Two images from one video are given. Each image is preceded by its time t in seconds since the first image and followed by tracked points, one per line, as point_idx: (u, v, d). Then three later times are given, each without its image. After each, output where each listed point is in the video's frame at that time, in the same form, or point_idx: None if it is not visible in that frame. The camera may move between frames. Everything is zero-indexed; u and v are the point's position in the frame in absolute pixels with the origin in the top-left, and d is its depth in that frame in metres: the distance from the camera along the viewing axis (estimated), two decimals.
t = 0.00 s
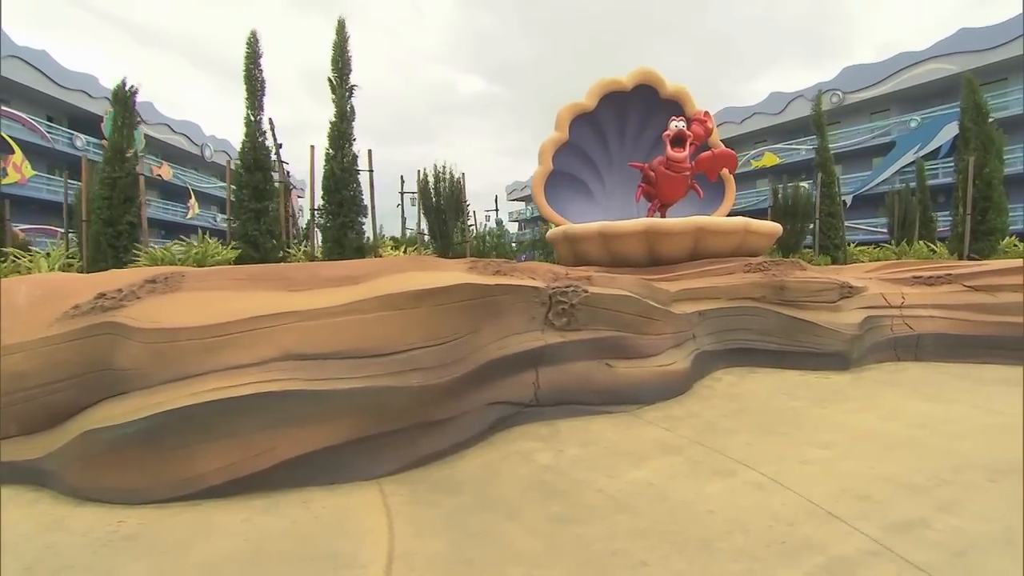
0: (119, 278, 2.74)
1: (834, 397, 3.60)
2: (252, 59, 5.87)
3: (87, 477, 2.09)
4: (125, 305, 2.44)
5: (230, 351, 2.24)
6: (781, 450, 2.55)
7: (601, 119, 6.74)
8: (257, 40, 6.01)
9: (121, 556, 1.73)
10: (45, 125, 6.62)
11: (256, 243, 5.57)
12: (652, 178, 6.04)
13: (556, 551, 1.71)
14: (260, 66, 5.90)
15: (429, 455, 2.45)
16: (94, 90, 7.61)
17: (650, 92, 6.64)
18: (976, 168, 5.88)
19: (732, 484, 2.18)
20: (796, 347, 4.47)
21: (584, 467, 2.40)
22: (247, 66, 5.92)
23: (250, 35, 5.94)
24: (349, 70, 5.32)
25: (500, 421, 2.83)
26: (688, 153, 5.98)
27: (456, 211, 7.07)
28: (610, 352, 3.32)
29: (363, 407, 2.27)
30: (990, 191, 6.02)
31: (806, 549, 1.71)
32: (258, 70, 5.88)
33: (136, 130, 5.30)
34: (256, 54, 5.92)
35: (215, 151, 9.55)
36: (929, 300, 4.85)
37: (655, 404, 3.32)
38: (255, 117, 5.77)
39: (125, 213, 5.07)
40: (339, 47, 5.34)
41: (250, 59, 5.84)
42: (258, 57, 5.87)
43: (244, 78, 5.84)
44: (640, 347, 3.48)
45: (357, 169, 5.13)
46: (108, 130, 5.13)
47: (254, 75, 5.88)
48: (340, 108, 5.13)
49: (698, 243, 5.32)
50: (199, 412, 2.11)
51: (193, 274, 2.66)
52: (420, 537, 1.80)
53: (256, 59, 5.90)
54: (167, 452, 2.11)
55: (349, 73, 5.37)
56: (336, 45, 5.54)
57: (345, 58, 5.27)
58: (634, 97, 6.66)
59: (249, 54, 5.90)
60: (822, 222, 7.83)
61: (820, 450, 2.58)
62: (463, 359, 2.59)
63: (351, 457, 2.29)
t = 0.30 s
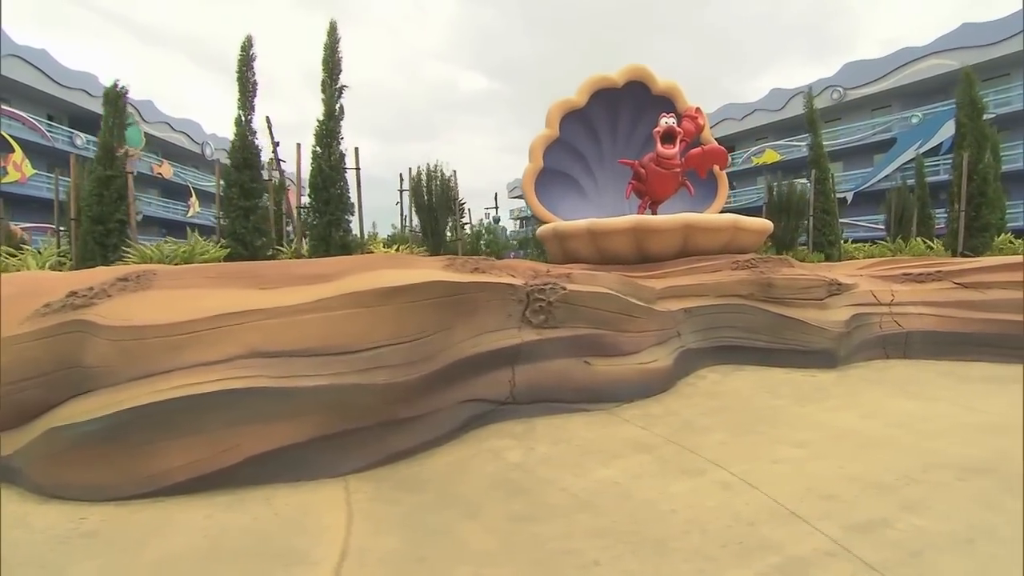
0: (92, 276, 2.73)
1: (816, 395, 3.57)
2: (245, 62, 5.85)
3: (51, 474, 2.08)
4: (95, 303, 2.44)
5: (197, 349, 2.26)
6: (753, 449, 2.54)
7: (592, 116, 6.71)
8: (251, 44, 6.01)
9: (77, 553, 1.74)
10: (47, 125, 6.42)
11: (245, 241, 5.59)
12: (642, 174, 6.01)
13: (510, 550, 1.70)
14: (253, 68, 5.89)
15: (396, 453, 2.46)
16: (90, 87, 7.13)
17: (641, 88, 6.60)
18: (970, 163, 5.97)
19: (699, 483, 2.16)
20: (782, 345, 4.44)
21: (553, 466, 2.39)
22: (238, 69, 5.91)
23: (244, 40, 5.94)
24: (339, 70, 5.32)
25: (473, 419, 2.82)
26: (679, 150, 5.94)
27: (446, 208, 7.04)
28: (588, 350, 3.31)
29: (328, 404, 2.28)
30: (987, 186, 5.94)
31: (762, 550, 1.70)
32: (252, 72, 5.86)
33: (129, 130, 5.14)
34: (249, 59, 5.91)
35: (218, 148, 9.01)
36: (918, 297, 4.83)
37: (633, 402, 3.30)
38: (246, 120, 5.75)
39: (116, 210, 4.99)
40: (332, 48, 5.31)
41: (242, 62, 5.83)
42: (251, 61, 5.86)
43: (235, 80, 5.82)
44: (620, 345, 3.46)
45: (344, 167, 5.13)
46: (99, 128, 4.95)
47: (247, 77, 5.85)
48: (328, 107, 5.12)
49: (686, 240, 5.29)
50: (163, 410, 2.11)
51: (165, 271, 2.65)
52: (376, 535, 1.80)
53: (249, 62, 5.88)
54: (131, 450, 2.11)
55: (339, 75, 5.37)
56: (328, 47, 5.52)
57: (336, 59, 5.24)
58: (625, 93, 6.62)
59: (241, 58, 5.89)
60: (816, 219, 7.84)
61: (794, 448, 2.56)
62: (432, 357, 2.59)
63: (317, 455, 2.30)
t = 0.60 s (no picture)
0: (67, 276, 2.74)
1: (798, 397, 3.54)
2: (240, 68, 5.86)
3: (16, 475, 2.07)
4: (65, 305, 2.45)
5: (164, 349, 2.25)
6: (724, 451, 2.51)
7: (584, 117, 6.70)
8: (248, 51, 5.97)
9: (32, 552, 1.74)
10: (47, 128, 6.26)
11: (235, 242, 5.60)
12: (632, 176, 6.00)
13: (462, 552, 1.69)
14: (248, 73, 5.89)
15: (365, 453, 2.45)
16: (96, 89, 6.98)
17: (633, 89, 6.59)
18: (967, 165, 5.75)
19: (663, 486, 2.14)
20: (768, 347, 4.42)
21: (521, 468, 2.38)
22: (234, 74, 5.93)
23: (241, 47, 5.94)
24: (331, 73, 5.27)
25: (447, 420, 2.81)
26: (669, 151, 5.92)
27: (437, 210, 7.06)
28: (566, 351, 3.30)
29: (294, 404, 2.29)
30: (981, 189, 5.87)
31: (715, 554, 1.68)
32: (246, 76, 5.87)
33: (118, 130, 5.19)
34: (244, 65, 5.92)
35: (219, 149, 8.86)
36: (908, 299, 4.81)
37: (611, 403, 3.29)
38: (238, 126, 5.75)
39: (104, 212, 5.05)
40: (325, 54, 5.31)
41: (238, 69, 5.84)
42: (247, 67, 5.86)
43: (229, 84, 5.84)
44: (599, 346, 3.45)
45: (332, 169, 5.14)
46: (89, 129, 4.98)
47: (241, 81, 5.87)
48: (318, 110, 5.13)
49: (675, 241, 5.27)
50: (129, 409, 2.10)
51: (138, 273, 2.66)
52: (331, 536, 1.80)
53: (244, 68, 5.88)
54: (96, 449, 2.10)
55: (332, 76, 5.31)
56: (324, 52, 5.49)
57: (330, 62, 5.20)
58: (617, 94, 6.61)
59: (238, 64, 5.91)
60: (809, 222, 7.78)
61: (765, 451, 2.54)
62: (402, 358, 2.59)
63: (285, 455, 2.30)
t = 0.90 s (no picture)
0: (40, 277, 2.75)
1: (779, 398, 3.51)
2: (230, 68, 5.90)
3: None
4: (34, 306, 2.45)
5: (129, 349, 2.25)
6: (693, 453, 2.50)
7: (574, 117, 6.68)
8: (239, 49, 6.04)
9: None
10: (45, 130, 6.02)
11: (224, 243, 5.62)
12: (621, 176, 5.98)
13: (411, 553, 1.69)
14: (238, 73, 5.93)
15: (331, 454, 2.45)
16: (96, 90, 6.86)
17: (623, 89, 6.57)
18: (959, 163, 5.80)
19: (624, 488, 2.13)
20: (754, 347, 4.37)
21: (486, 469, 2.37)
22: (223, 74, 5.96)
23: (231, 46, 5.99)
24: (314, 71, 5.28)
25: (418, 421, 2.80)
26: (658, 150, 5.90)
27: (428, 210, 7.06)
28: (542, 352, 3.29)
29: (258, 404, 2.29)
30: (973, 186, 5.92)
31: (665, 557, 1.66)
32: (236, 77, 5.91)
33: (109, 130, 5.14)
34: (234, 65, 5.95)
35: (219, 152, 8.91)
36: (896, 299, 4.79)
37: (588, 404, 3.27)
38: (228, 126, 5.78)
39: (93, 213, 5.00)
40: (308, 50, 5.29)
41: (227, 68, 5.87)
42: (235, 67, 5.89)
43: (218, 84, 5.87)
44: (576, 347, 3.43)
45: (319, 170, 5.15)
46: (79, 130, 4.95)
47: (230, 81, 5.90)
48: (302, 110, 5.14)
49: (662, 241, 5.25)
50: (91, 409, 2.11)
51: (110, 274, 2.66)
52: (284, 536, 1.79)
53: (234, 67, 5.92)
54: (59, 449, 2.10)
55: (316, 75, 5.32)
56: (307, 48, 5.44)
57: (314, 60, 5.21)
58: (607, 94, 6.59)
59: (227, 64, 5.93)
60: (805, 218, 7.88)
61: (735, 453, 2.52)
62: (370, 358, 2.59)
63: (249, 455, 2.29)
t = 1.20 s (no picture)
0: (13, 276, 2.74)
1: (759, 399, 3.48)
2: (216, 67, 5.91)
3: None
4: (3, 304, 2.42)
5: (96, 349, 2.26)
6: (662, 454, 2.48)
7: (565, 117, 6.67)
8: (223, 48, 6.08)
9: None
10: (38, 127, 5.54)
11: (212, 243, 5.66)
12: (611, 176, 5.96)
13: (360, 553, 1.68)
14: (224, 71, 5.95)
15: (298, 454, 2.45)
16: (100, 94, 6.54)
17: (614, 89, 6.55)
18: (952, 163, 6.02)
19: (586, 489, 2.12)
20: (739, 348, 4.34)
21: (451, 470, 2.36)
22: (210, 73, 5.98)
23: (216, 44, 6.00)
24: (299, 71, 5.29)
25: (389, 421, 2.80)
26: (648, 150, 5.88)
27: (421, 210, 7.04)
28: (518, 352, 3.28)
29: (223, 404, 2.30)
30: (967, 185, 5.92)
31: (614, 560, 1.65)
32: (221, 75, 5.92)
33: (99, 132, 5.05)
34: (221, 62, 5.97)
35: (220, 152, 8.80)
36: (884, 300, 4.75)
37: (564, 405, 3.27)
38: (215, 127, 5.83)
39: (85, 212, 4.99)
40: (291, 50, 5.32)
41: (213, 66, 5.90)
42: (222, 65, 5.92)
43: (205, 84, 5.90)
44: (553, 347, 3.42)
45: (306, 171, 5.17)
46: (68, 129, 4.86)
47: (217, 81, 5.92)
48: (289, 110, 5.18)
49: (649, 241, 5.23)
50: (55, 409, 2.10)
51: (83, 274, 2.65)
52: (237, 536, 1.80)
53: (221, 65, 5.94)
54: (23, 448, 2.10)
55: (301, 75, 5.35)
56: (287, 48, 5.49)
57: (298, 60, 5.22)
58: (597, 94, 6.57)
59: (212, 62, 5.95)
60: (797, 219, 7.59)
61: (705, 454, 2.50)
62: (338, 359, 2.60)
63: (214, 454, 2.30)
